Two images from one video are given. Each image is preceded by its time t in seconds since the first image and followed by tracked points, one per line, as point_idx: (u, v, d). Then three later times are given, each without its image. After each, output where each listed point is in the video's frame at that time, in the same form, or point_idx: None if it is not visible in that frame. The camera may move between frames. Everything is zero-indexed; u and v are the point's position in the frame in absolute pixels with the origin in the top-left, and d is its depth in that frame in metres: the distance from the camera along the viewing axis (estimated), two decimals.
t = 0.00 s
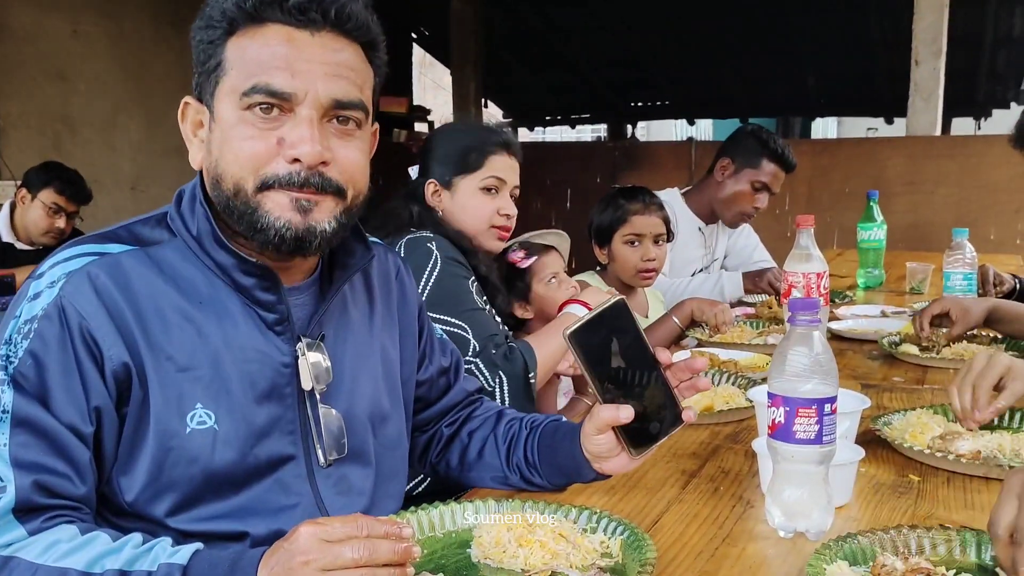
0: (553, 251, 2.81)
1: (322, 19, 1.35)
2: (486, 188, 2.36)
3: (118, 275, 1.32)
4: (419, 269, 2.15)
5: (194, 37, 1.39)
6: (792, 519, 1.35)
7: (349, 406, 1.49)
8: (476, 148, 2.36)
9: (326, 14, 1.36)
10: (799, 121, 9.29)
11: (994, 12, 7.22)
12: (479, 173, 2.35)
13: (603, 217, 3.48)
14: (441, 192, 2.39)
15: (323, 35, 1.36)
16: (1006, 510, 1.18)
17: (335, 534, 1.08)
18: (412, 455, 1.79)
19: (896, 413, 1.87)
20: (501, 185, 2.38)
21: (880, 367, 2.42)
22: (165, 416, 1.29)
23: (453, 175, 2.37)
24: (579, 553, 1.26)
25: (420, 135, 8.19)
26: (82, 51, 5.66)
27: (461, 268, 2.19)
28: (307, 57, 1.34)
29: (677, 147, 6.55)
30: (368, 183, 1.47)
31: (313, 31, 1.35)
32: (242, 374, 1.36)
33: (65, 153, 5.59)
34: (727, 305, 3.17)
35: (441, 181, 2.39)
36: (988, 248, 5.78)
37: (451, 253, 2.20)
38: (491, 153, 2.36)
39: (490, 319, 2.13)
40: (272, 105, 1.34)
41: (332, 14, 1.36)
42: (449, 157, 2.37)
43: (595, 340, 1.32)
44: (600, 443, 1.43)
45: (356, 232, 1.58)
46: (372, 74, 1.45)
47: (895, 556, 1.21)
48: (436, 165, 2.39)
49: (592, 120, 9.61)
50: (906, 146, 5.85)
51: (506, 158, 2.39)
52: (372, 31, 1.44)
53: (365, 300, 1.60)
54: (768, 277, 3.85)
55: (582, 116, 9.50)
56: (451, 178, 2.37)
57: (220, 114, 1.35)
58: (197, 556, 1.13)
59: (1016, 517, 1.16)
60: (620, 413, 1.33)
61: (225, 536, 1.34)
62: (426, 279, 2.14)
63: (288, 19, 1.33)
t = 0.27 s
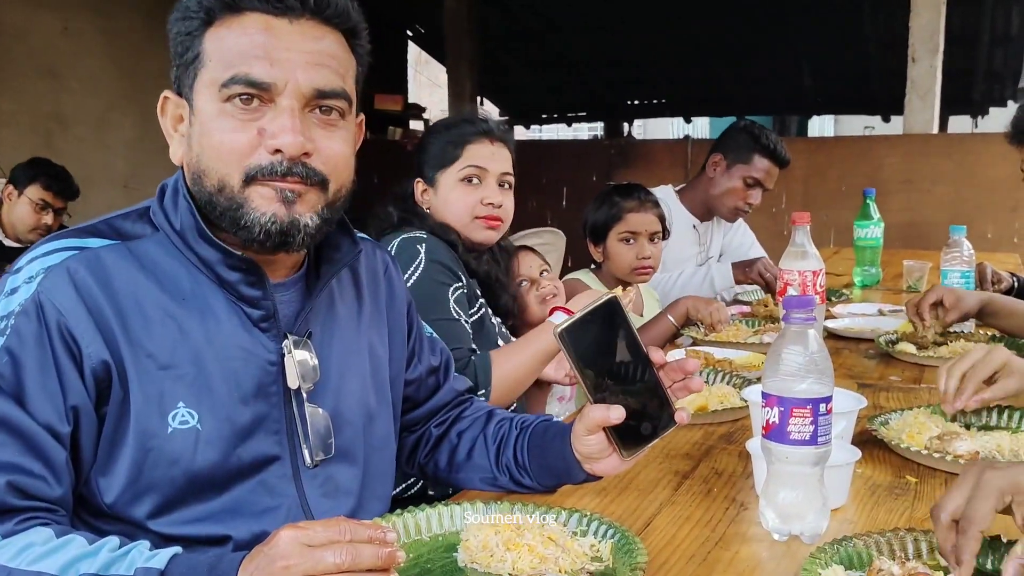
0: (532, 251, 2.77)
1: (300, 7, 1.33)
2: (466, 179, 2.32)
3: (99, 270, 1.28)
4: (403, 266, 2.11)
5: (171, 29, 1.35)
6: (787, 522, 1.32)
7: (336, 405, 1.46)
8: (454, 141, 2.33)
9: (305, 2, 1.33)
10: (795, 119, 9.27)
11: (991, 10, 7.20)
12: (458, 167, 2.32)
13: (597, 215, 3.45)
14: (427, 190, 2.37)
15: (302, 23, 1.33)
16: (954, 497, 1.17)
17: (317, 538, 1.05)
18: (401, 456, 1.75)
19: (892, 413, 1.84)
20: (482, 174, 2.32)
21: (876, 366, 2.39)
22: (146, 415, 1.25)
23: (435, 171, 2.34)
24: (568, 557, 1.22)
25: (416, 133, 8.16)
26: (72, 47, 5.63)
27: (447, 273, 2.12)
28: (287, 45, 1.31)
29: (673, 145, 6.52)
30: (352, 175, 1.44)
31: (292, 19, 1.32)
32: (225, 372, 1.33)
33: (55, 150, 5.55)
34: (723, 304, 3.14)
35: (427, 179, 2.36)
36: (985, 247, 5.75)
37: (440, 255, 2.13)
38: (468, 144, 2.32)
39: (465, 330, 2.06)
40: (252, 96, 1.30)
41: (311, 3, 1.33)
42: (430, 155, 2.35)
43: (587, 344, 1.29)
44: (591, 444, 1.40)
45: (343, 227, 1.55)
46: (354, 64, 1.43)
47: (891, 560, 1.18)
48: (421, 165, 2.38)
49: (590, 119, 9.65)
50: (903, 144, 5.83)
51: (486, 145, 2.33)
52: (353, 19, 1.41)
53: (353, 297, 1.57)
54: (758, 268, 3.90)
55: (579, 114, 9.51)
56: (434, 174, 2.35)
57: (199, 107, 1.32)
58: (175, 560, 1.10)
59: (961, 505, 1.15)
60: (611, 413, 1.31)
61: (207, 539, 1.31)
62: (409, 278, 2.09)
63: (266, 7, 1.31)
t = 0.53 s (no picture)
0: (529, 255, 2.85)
1: (290, 6, 1.31)
2: (451, 179, 2.30)
3: (85, 271, 1.26)
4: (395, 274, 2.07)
5: (158, 29, 1.34)
6: (779, 527, 1.31)
7: (327, 408, 1.45)
8: (440, 142, 2.31)
9: (294, 2, 1.31)
10: (788, 120, 9.29)
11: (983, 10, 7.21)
12: (443, 169, 2.30)
13: (589, 217, 3.44)
14: (415, 194, 2.36)
15: (291, 23, 1.31)
16: (963, 534, 1.16)
17: (304, 545, 1.03)
18: (390, 460, 1.74)
19: (885, 415, 1.83)
20: (467, 174, 2.30)
21: (869, 368, 2.38)
22: (133, 418, 1.24)
23: (422, 175, 2.34)
24: (559, 563, 1.21)
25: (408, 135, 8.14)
26: (63, 49, 5.61)
27: (439, 283, 2.08)
28: (276, 45, 1.30)
29: (665, 147, 6.51)
30: (341, 176, 1.43)
31: (281, 18, 1.31)
32: (214, 375, 1.31)
33: (46, 152, 5.53)
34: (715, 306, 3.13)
35: (415, 183, 2.36)
36: (977, 248, 5.76)
37: (434, 265, 2.10)
38: (452, 144, 2.31)
39: (455, 343, 2.04)
40: (241, 97, 1.29)
41: (300, 2, 1.32)
42: (417, 160, 2.35)
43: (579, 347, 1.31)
44: (581, 449, 1.39)
45: (332, 228, 1.53)
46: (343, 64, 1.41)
47: (884, 567, 1.17)
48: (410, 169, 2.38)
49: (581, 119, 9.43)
50: (895, 146, 5.83)
51: (470, 145, 2.32)
52: (341, 18, 1.39)
53: (343, 300, 1.56)
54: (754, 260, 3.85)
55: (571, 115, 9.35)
56: (421, 178, 2.34)
57: (188, 108, 1.30)
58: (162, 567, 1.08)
59: (968, 542, 1.15)
60: (599, 419, 1.31)
61: (195, 545, 1.29)
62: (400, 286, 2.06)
63: (254, 7, 1.29)
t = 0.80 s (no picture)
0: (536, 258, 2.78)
1: (294, 5, 1.30)
2: (453, 184, 2.29)
3: (78, 276, 1.25)
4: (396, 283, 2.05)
5: (158, 27, 1.32)
6: (784, 530, 1.29)
7: (326, 412, 1.43)
8: (441, 145, 2.30)
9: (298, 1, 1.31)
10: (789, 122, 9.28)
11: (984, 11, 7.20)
12: (444, 173, 2.29)
13: (590, 219, 3.43)
14: (418, 196, 2.35)
15: (295, 21, 1.30)
16: (909, 467, 1.27)
17: (300, 551, 1.02)
18: (389, 464, 1.73)
19: (889, 417, 1.82)
20: (469, 178, 2.28)
21: (872, 369, 2.37)
22: (128, 423, 1.22)
23: (424, 179, 2.33)
24: (560, 567, 1.20)
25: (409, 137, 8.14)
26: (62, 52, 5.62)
27: (441, 290, 2.06)
28: (279, 44, 1.29)
29: (666, 149, 6.50)
30: (342, 177, 1.42)
31: (285, 17, 1.30)
32: (209, 380, 1.29)
33: (46, 156, 5.53)
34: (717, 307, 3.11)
35: (417, 186, 2.34)
36: (978, 249, 5.75)
37: (435, 271, 2.07)
38: (453, 148, 2.29)
39: (459, 351, 2.02)
40: (243, 94, 1.27)
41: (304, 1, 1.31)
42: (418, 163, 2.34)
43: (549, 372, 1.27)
44: (576, 458, 1.40)
45: (330, 230, 1.52)
46: (345, 64, 1.40)
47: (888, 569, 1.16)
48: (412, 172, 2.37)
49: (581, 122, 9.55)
50: (896, 147, 5.82)
51: (473, 148, 2.30)
52: (344, 19, 1.39)
53: (341, 303, 1.54)
54: (749, 275, 3.79)
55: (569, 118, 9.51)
56: (423, 181, 2.33)
57: (188, 106, 1.29)
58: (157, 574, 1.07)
59: (912, 475, 1.25)
60: (585, 429, 1.31)
61: (191, 551, 1.27)
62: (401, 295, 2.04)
63: (258, 6, 1.28)
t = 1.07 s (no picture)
0: (532, 259, 2.78)
1: (287, 9, 1.30)
2: (450, 188, 2.28)
3: (77, 284, 1.24)
4: (398, 289, 2.04)
5: (156, 33, 1.33)
6: (787, 534, 1.29)
7: (325, 419, 1.43)
8: (438, 149, 2.29)
9: (291, 4, 1.30)
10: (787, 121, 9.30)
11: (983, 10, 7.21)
12: (440, 177, 2.28)
13: (589, 220, 3.43)
14: (413, 200, 2.34)
15: (288, 25, 1.30)
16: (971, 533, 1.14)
17: (301, 557, 1.02)
18: (390, 470, 1.73)
19: (891, 419, 1.81)
20: (466, 183, 2.28)
21: (873, 371, 2.37)
22: (127, 432, 1.21)
23: (419, 181, 2.32)
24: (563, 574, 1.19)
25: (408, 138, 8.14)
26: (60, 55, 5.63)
27: (442, 296, 2.06)
28: (271, 48, 1.28)
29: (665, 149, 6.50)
30: (340, 181, 1.41)
31: (278, 20, 1.29)
32: (209, 388, 1.29)
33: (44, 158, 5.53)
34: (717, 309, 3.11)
35: (412, 190, 2.34)
36: (979, 248, 5.76)
37: (436, 277, 2.07)
38: (451, 152, 2.28)
39: (464, 356, 2.00)
40: (235, 98, 1.27)
41: (298, 4, 1.30)
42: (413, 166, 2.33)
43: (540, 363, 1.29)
44: (577, 457, 1.38)
45: (328, 234, 1.52)
46: (342, 69, 1.40)
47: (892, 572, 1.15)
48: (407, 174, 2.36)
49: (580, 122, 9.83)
50: (896, 147, 5.82)
51: (470, 152, 2.29)
52: (341, 23, 1.38)
53: (341, 309, 1.54)
54: (750, 277, 3.80)
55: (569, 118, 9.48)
56: (418, 185, 2.32)
57: (182, 111, 1.29)
58: None
59: (979, 543, 1.12)
60: (586, 426, 1.29)
61: (191, 558, 1.27)
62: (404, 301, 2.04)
63: (252, 10, 1.28)
